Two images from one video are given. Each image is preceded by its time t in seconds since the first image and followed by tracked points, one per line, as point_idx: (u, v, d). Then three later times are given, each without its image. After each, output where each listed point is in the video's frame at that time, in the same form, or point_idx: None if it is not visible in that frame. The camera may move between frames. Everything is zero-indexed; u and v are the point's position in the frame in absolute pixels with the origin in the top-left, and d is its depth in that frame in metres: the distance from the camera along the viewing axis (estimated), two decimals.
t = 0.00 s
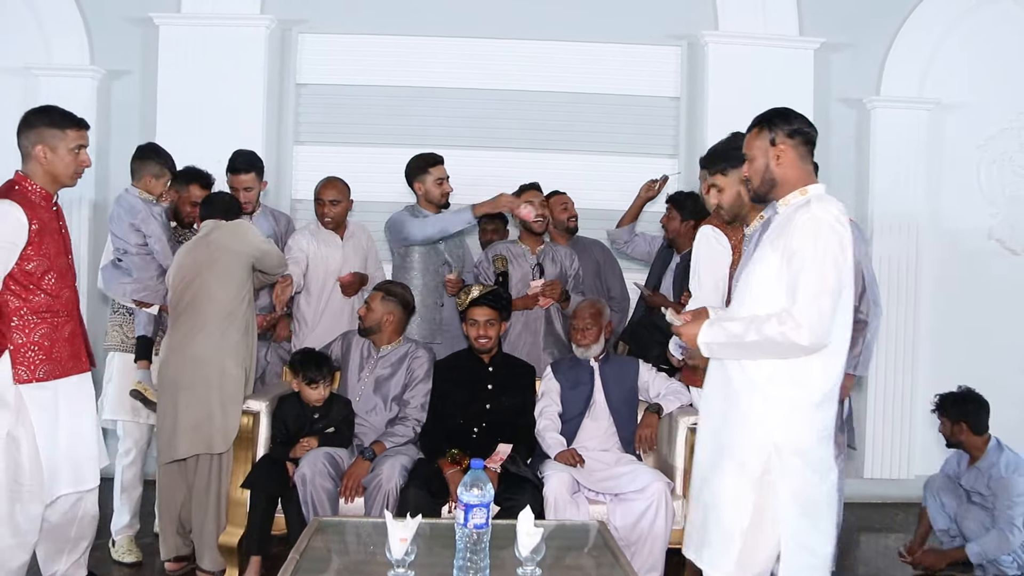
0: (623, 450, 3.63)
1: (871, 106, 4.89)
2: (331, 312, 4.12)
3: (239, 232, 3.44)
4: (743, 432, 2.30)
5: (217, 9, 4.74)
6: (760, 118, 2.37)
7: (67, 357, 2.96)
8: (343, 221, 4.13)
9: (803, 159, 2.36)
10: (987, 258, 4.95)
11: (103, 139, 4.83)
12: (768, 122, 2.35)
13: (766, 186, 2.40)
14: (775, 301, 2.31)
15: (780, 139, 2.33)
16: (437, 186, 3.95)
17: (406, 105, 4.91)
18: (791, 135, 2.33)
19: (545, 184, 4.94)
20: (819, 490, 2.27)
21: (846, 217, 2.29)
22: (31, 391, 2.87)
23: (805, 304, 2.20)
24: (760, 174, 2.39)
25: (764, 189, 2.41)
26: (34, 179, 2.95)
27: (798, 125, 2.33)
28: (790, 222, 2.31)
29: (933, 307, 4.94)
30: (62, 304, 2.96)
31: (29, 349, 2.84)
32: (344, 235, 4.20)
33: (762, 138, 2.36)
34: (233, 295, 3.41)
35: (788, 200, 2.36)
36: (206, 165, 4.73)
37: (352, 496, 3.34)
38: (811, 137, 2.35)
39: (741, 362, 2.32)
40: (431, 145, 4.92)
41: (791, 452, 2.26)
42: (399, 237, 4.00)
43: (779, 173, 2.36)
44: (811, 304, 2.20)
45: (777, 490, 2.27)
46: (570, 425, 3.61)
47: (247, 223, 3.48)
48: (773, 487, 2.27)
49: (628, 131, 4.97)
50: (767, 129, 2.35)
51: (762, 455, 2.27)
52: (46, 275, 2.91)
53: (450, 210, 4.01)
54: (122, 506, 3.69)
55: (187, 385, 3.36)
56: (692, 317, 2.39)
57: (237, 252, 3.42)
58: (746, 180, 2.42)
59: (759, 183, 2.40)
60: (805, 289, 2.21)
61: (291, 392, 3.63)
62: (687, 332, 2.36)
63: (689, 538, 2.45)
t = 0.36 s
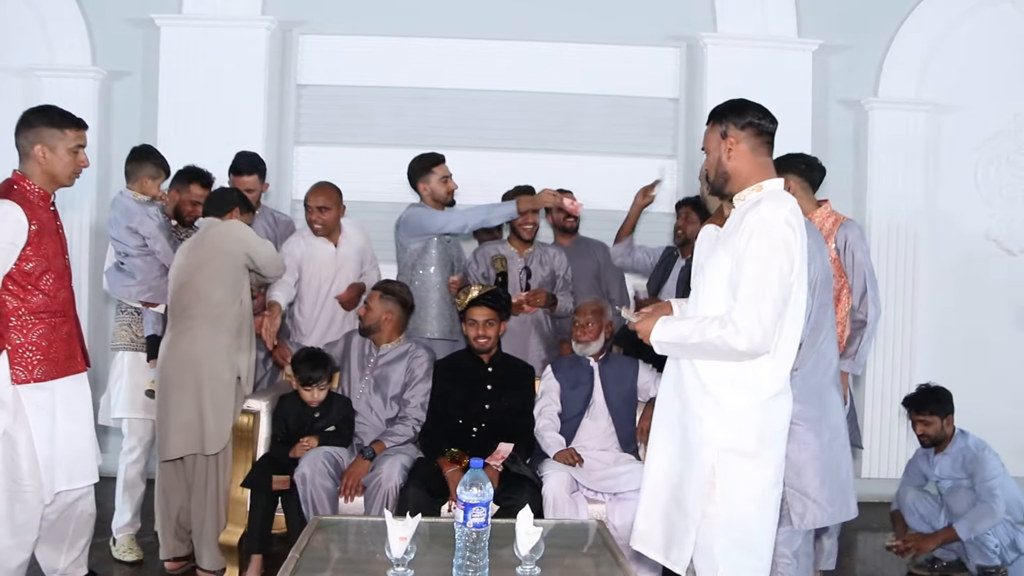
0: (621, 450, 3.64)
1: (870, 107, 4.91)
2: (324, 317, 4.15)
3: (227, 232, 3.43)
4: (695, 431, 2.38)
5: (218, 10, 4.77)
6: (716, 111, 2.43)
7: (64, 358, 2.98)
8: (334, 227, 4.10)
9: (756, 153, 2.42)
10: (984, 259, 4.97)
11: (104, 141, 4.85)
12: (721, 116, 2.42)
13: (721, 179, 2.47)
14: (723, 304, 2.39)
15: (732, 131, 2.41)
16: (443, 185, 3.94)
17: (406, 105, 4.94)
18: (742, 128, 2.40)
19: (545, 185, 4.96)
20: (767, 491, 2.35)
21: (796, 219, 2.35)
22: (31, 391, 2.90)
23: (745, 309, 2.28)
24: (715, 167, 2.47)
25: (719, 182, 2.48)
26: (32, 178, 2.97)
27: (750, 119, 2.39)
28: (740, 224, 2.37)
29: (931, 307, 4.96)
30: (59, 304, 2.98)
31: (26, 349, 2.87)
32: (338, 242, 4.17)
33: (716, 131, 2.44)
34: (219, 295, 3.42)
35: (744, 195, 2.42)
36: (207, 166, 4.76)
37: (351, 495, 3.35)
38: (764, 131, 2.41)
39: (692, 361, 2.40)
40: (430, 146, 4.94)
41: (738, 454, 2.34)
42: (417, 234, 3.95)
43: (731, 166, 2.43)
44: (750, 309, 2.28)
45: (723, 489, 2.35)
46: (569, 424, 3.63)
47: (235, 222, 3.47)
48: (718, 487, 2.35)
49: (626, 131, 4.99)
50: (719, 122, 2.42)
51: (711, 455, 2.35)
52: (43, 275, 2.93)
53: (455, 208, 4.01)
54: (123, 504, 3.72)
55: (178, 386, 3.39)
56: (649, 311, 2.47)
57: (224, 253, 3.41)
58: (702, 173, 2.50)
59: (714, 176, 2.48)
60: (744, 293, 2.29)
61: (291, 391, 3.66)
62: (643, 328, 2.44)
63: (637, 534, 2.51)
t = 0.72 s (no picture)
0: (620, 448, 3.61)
1: (867, 106, 4.92)
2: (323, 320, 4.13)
3: (198, 237, 3.44)
4: (666, 427, 2.40)
5: (214, 9, 4.77)
6: (683, 114, 2.49)
7: (58, 359, 2.98)
8: (329, 231, 4.09)
9: (722, 153, 2.46)
10: (982, 258, 4.98)
11: (103, 142, 4.84)
12: (688, 118, 2.47)
13: (688, 178, 2.52)
14: (690, 299, 2.41)
15: (697, 132, 2.45)
16: (446, 185, 3.95)
17: (404, 106, 4.93)
18: (708, 129, 2.45)
19: (543, 185, 4.96)
20: (740, 484, 2.39)
21: (759, 217, 2.38)
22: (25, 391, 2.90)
23: (711, 305, 2.30)
24: (682, 166, 2.52)
25: (686, 181, 2.52)
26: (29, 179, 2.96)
27: (716, 120, 2.44)
28: (706, 223, 2.40)
29: (929, 307, 4.97)
30: (54, 305, 2.98)
31: (17, 350, 2.87)
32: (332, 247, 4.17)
33: (683, 133, 2.49)
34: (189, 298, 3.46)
35: (711, 194, 2.45)
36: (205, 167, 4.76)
37: (350, 495, 3.36)
38: (730, 132, 2.46)
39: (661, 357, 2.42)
40: (429, 146, 4.94)
41: (711, 450, 2.37)
42: (422, 237, 3.94)
43: (697, 165, 2.48)
44: (716, 305, 2.30)
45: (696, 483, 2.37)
46: (568, 424, 3.64)
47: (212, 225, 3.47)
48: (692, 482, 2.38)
49: (624, 131, 4.99)
50: (685, 124, 2.47)
51: (684, 451, 2.37)
52: (38, 276, 2.92)
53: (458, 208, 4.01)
54: (121, 504, 3.71)
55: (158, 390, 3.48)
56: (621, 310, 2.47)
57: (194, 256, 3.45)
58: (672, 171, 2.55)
59: (682, 174, 2.53)
60: (709, 290, 2.32)
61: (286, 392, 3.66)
62: (614, 328, 2.45)
63: (609, 531, 2.50)
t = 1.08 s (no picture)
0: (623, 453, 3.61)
1: (870, 109, 4.92)
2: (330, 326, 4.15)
3: (174, 249, 3.44)
4: (657, 425, 2.41)
5: (219, 13, 4.79)
6: (672, 117, 2.51)
7: (61, 363, 2.99)
8: (332, 236, 4.12)
9: (704, 163, 2.49)
10: (985, 261, 4.97)
11: (107, 146, 4.86)
12: (678, 123, 2.49)
13: (667, 180, 2.54)
14: (682, 299, 2.43)
15: (685, 138, 2.48)
16: (455, 191, 3.96)
17: (407, 109, 4.94)
18: (695, 137, 2.48)
19: (546, 188, 4.96)
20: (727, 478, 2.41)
21: (743, 216, 2.42)
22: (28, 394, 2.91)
23: (709, 299, 2.32)
24: (664, 168, 2.55)
25: (665, 183, 2.55)
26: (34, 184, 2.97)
27: (704, 130, 2.47)
28: (693, 224, 2.42)
29: (932, 310, 4.97)
30: (57, 310, 2.98)
31: (20, 354, 2.87)
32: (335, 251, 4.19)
33: (670, 136, 2.51)
34: (166, 310, 3.46)
35: (691, 200, 2.48)
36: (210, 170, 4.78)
37: (354, 498, 3.36)
38: (714, 144, 2.49)
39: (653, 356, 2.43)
40: (432, 150, 4.95)
41: (700, 444, 2.39)
42: (429, 242, 3.96)
43: (680, 170, 2.50)
44: (715, 299, 2.32)
45: (689, 477, 2.39)
46: (570, 428, 3.65)
47: (186, 236, 3.45)
48: (682, 477, 2.40)
49: (627, 135, 4.99)
50: (674, 128, 2.49)
51: (674, 446, 2.39)
52: (41, 280, 2.93)
53: (466, 214, 4.03)
54: (125, 507, 3.71)
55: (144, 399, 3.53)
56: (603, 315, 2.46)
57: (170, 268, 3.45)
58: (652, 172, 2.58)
59: (661, 175, 2.55)
60: (706, 285, 2.33)
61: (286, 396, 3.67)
62: (600, 333, 2.43)
63: (598, 532, 2.48)
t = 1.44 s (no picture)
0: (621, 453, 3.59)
1: (864, 108, 4.92)
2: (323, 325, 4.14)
3: (177, 256, 3.38)
4: (644, 418, 2.58)
5: (212, 12, 4.78)
6: (659, 120, 2.69)
7: (49, 361, 2.97)
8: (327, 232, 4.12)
9: (686, 166, 2.68)
10: (980, 259, 4.98)
11: (100, 146, 4.84)
12: (663, 126, 2.67)
13: (651, 180, 2.73)
14: (667, 296, 2.61)
15: (668, 141, 2.66)
16: (450, 190, 3.96)
17: (402, 109, 4.94)
18: (678, 140, 2.66)
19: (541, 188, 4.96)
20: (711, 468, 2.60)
21: (726, 220, 2.62)
22: (15, 394, 2.90)
23: (694, 297, 2.52)
24: (648, 168, 2.73)
25: (649, 182, 2.74)
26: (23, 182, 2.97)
27: (687, 134, 2.65)
28: (679, 225, 2.61)
29: (926, 309, 4.97)
30: (47, 308, 2.97)
31: (6, 352, 2.86)
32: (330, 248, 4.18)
33: (655, 139, 2.69)
34: (163, 318, 3.39)
35: (672, 202, 2.68)
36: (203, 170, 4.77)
37: (348, 498, 3.36)
38: (697, 147, 2.68)
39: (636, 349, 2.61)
40: (427, 149, 4.94)
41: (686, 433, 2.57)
42: (425, 241, 3.95)
43: (662, 171, 2.69)
44: (700, 299, 2.51)
45: (677, 465, 2.56)
46: (564, 427, 3.60)
47: (190, 242, 3.39)
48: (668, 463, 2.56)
49: (622, 134, 4.99)
50: (659, 131, 2.67)
51: (663, 437, 2.56)
52: (30, 278, 2.91)
53: (461, 213, 4.01)
54: (119, 507, 3.70)
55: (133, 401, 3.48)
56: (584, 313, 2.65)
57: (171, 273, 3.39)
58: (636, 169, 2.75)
59: (645, 175, 2.73)
60: (692, 285, 2.53)
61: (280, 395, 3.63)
62: (584, 329, 2.64)
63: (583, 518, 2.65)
